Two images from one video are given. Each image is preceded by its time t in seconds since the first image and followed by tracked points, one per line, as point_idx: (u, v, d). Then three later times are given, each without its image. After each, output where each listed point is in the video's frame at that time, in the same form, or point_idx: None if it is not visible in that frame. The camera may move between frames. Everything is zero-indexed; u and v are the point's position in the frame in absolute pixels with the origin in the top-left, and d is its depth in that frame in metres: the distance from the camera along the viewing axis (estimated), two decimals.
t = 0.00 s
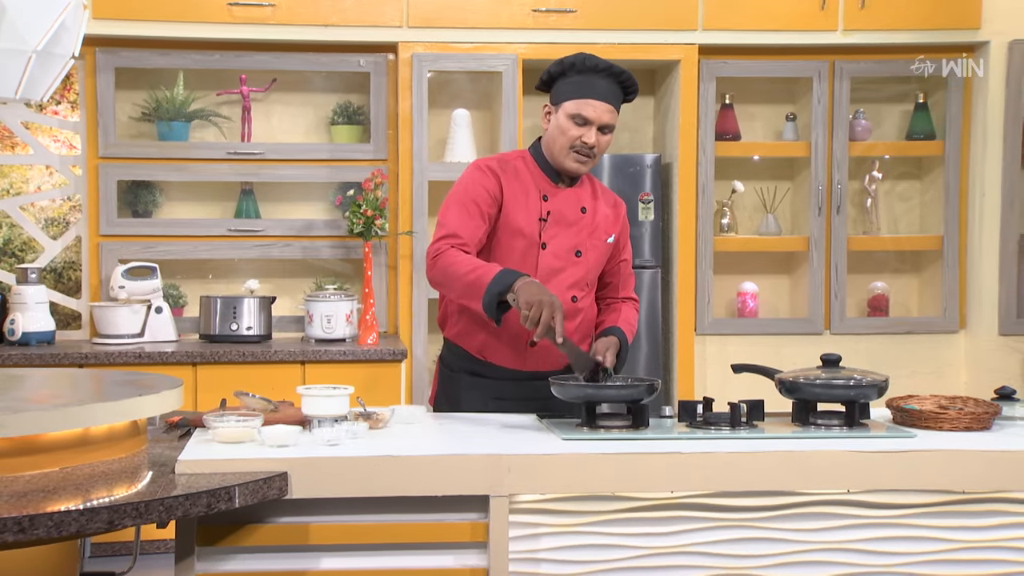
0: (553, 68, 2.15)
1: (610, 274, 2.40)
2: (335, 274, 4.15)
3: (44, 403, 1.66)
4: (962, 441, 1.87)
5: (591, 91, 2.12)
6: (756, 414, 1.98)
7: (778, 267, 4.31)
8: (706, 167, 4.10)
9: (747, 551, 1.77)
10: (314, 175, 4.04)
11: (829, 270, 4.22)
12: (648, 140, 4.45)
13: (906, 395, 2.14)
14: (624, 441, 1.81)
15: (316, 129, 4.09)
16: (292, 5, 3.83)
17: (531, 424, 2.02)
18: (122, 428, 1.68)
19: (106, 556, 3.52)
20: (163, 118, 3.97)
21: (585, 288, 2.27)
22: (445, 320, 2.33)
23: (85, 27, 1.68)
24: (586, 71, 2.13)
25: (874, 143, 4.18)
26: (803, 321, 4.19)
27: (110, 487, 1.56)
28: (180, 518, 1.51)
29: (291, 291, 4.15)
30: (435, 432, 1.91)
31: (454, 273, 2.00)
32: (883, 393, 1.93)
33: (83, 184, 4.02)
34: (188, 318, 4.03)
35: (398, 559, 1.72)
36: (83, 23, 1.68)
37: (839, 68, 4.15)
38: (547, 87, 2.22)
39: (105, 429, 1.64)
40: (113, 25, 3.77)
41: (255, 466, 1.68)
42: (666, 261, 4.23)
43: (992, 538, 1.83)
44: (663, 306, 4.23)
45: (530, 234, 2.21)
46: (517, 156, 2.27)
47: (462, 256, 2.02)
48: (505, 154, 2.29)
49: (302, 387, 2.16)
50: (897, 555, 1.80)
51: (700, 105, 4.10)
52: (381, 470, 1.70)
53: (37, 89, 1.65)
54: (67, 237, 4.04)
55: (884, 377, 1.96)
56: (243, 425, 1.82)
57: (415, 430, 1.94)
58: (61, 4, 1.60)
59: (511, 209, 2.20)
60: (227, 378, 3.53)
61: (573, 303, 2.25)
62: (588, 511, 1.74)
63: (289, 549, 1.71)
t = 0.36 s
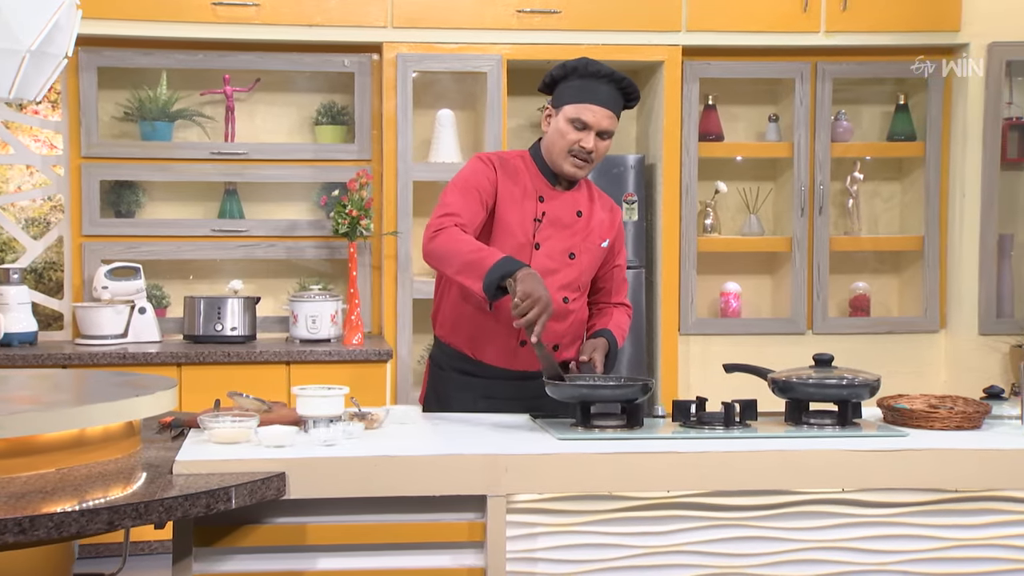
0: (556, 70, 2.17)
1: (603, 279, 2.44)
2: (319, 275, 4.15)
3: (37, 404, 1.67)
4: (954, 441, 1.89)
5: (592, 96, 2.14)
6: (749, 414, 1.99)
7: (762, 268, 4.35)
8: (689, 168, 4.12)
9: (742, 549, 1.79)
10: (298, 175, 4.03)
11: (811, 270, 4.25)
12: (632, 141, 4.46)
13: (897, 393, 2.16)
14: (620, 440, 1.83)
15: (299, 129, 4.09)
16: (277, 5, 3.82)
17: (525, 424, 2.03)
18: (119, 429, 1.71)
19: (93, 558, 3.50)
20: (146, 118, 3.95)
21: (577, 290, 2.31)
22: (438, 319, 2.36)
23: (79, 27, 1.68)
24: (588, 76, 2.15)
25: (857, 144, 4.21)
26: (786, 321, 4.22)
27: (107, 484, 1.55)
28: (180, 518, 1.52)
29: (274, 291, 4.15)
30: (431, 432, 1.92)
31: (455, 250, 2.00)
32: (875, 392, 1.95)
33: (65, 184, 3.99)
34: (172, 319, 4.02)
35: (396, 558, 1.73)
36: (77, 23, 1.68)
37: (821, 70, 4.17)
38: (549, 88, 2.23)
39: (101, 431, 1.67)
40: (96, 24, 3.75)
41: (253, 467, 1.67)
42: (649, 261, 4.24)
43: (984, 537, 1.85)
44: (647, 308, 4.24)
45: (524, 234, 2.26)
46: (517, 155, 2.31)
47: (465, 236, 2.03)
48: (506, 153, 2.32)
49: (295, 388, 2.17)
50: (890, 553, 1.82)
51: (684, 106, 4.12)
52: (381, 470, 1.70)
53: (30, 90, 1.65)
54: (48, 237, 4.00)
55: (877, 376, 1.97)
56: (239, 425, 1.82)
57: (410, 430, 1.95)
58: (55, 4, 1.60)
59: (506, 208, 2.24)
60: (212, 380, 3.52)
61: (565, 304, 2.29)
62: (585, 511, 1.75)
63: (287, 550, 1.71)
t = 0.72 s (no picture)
0: (541, 72, 2.17)
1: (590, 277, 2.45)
2: (304, 275, 4.14)
3: (14, 409, 1.62)
4: (945, 440, 1.91)
5: (578, 98, 2.16)
6: (742, 413, 2.02)
7: (744, 267, 4.34)
8: (673, 168, 4.13)
9: (738, 548, 1.80)
10: (283, 175, 4.02)
11: (794, 271, 4.27)
12: (616, 141, 4.48)
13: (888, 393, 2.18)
14: (615, 440, 1.84)
15: (284, 129, 4.08)
16: (262, 5, 3.81)
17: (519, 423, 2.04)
18: (114, 428, 1.72)
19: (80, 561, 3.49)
20: (131, 118, 3.94)
21: (565, 289, 2.32)
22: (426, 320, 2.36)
23: (72, 27, 1.67)
24: (573, 78, 2.16)
25: (841, 145, 4.23)
26: (770, 322, 4.24)
27: (104, 484, 1.55)
28: (179, 518, 1.51)
29: (258, 292, 4.13)
30: (426, 433, 1.92)
31: (441, 242, 2.01)
32: (868, 392, 1.97)
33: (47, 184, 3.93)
34: (156, 319, 4.00)
35: (394, 558, 1.73)
36: (70, 23, 1.67)
37: (805, 71, 4.20)
38: (533, 88, 2.24)
39: (98, 432, 1.68)
40: (80, 23, 3.73)
41: (250, 467, 1.67)
42: (634, 262, 4.25)
43: (976, 535, 1.87)
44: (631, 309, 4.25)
45: (511, 235, 2.27)
46: (502, 155, 2.31)
47: (450, 228, 2.04)
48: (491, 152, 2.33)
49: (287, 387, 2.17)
50: (883, 552, 1.84)
51: (669, 107, 4.14)
52: (378, 470, 1.71)
53: (24, 89, 1.64)
54: (31, 237, 3.94)
55: (870, 376, 1.99)
56: (237, 426, 1.81)
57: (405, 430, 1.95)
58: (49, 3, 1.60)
59: (492, 209, 2.25)
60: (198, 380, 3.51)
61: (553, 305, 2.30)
62: (582, 510, 1.76)
63: (284, 550, 1.72)
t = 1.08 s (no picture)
0: (512, 70, 2.18)
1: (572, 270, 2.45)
2: (288, 275, 4.13)
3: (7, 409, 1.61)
4: (935, 438, 1.93)
5: (552, 94, 2.17)
6: (734, 413, 2.03)
7: (727, 267, 4.37)
8: (657, 168, 4.14)
9: (731, 547, 1.81)
10: (268, 176, 4.01)
11: (777, 271, 4.30)
12: (600, 141, 4.49)
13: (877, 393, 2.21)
14: (608, 440, 1.85)
15: (267, 129, 4.07)
16: (246, 5, 3.80)
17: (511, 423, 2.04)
18: (106, 429, 1.71)
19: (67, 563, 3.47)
20: (114, 117, 3.92)
21: (550, 286, 2.34)
22: (411, 322, 2.35)
23: (63, 27, 1.66)
24: (546, 74, 2.17)
25: (824, 146, 4.27)
26: (753, 321, 4.26)
27: (97, 485, 1.54)
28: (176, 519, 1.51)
29: (242, 292, 4.12)
30: (419, 433, 1.93)
31: (436, 271, 2.02)
32: (859, 392, 1.99)
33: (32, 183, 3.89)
34: (140, 320, 3.99)
35: (389, 558, 1.74)
36: (61, 23, 1.67)
37: (787, 72, 4.22)
38: (504, 87, 2.25)
39: (91, 432, 1.68)
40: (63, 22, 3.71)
41: (245, 467, 1.67)
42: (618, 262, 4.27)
43: (966, 533, 1.89)
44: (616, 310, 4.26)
45: (495, 235, 2.27)
46: (478, 158, 2.31)
47: (443, 255, 2.05)
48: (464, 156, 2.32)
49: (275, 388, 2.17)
50: (874, 550, 1.86)
51: (652, 108, 4.16)
52: (373, 471, 1.71)
53: (15, 89, 1.63)
54: (14, 237, 3.88)
55: (860, 376, 2.01)
56: (231, 426, 1.80)
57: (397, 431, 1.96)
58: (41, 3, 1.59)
59: (476, 213, 2.25)
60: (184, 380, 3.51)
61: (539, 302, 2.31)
62: (577, 509, 1.77)
63: (279, 550, 1.72)
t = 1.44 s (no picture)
0: (488, 69, 2.22)
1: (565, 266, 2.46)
2: (279, 275, 4.13)
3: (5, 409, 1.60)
4: (932, 437, 1.94)
5: (528, 86, 2.20)
6: (732, 413, 2.05)
7: (716, 266, 4.38)
8: (648, 168, 4.15)
9: (731, 546, 1.82)
10: (259, 176, 4.00)
11: (767, 271, 4.32)
12: (590, 142, 4.50)
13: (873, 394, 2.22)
14: (609, 439, 1.86)
15: (258, 129, 4.07)
16: (237, 4, 3.79)
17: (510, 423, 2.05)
18: (106, 429, 1.71)
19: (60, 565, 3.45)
20: (105, 117, 3.91)
21: (545, 282, 2.35)
22: (407, 324, 2.36)
23: (62, 27, 1.66)
24: (521, 67, 2.20)
25: (813, 146, 4.29)
26: (744, 321, 4.28)
27: (99, 486, 1.54)
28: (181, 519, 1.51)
29: (233, 292, 4.12)
30: (419, 433, 1.93)
31: (417, 275, 2.02)
32: (856, 391, 2.01)
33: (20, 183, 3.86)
34: (131, 320, 3.97)
35: (390, 558, 1.74)
36: (60, 23, 1.67)
37: (777, 73, 4.24)
38: (481, 86, 2.29)
39: (92, 433, 1.67)
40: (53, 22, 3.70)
41: (247, 467, 1.68)
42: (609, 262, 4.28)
43: (964, 532, 1.90)
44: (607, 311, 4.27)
45: (485, 234, 2.28)
46: (461, 159, 2.32)
47: (423, 259, 2.04)
48: (449, 158, 2.33)
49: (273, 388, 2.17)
50: (873, 548, 1.87)
51: (642, 109, 4.17)
52: (375, 471, 1.71)
53: (15, 90, 1.62)
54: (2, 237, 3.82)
55: (858, 376, 2.03)
56: (232, 426, 1.80)
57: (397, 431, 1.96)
58: (42, 3, 1.60)
59: (464, 213, 2.26)
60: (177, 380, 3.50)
61: (534, 300, 2.32)
62: (578, 509, 1.78)
63: (281, 550, 1.72)
